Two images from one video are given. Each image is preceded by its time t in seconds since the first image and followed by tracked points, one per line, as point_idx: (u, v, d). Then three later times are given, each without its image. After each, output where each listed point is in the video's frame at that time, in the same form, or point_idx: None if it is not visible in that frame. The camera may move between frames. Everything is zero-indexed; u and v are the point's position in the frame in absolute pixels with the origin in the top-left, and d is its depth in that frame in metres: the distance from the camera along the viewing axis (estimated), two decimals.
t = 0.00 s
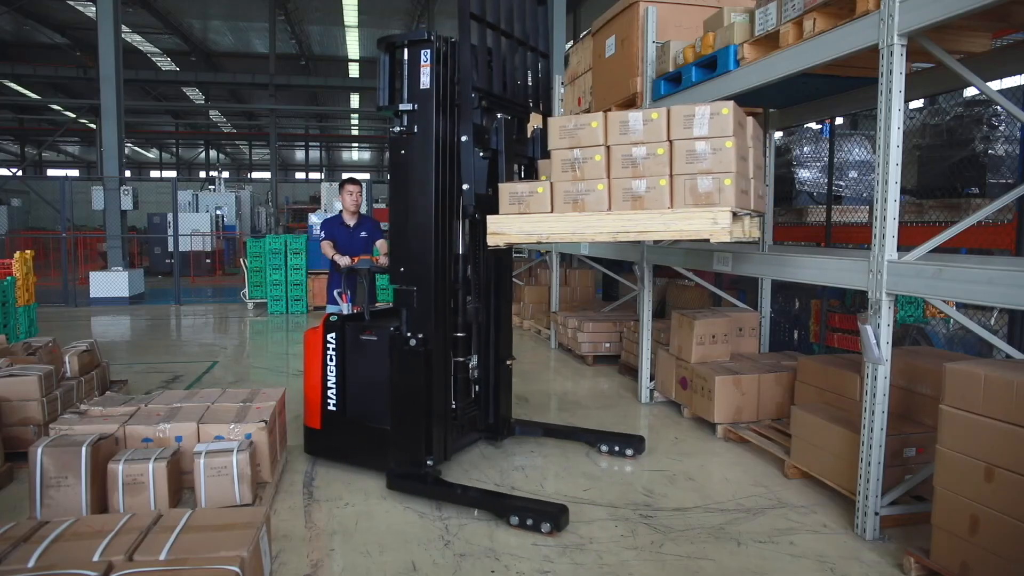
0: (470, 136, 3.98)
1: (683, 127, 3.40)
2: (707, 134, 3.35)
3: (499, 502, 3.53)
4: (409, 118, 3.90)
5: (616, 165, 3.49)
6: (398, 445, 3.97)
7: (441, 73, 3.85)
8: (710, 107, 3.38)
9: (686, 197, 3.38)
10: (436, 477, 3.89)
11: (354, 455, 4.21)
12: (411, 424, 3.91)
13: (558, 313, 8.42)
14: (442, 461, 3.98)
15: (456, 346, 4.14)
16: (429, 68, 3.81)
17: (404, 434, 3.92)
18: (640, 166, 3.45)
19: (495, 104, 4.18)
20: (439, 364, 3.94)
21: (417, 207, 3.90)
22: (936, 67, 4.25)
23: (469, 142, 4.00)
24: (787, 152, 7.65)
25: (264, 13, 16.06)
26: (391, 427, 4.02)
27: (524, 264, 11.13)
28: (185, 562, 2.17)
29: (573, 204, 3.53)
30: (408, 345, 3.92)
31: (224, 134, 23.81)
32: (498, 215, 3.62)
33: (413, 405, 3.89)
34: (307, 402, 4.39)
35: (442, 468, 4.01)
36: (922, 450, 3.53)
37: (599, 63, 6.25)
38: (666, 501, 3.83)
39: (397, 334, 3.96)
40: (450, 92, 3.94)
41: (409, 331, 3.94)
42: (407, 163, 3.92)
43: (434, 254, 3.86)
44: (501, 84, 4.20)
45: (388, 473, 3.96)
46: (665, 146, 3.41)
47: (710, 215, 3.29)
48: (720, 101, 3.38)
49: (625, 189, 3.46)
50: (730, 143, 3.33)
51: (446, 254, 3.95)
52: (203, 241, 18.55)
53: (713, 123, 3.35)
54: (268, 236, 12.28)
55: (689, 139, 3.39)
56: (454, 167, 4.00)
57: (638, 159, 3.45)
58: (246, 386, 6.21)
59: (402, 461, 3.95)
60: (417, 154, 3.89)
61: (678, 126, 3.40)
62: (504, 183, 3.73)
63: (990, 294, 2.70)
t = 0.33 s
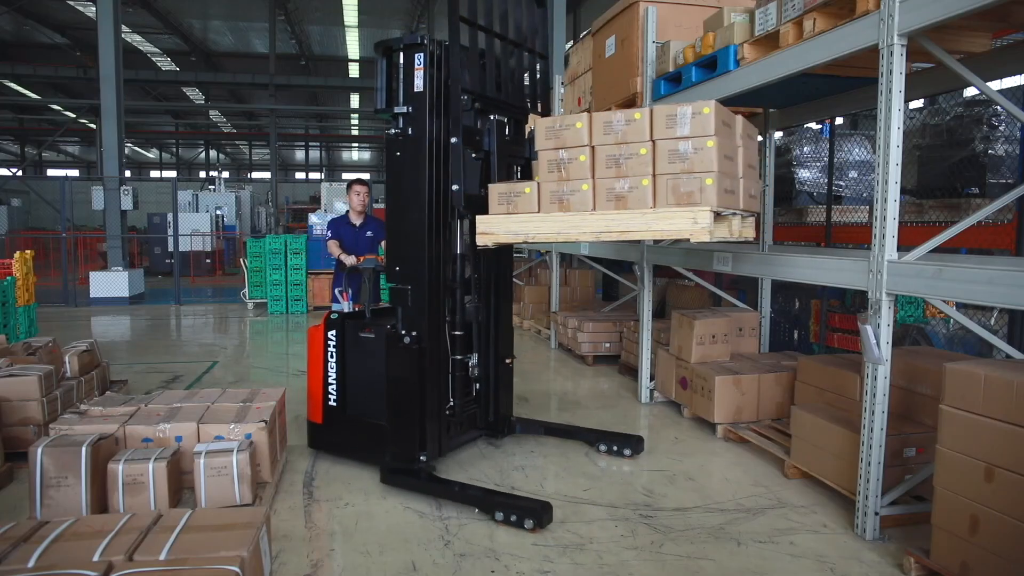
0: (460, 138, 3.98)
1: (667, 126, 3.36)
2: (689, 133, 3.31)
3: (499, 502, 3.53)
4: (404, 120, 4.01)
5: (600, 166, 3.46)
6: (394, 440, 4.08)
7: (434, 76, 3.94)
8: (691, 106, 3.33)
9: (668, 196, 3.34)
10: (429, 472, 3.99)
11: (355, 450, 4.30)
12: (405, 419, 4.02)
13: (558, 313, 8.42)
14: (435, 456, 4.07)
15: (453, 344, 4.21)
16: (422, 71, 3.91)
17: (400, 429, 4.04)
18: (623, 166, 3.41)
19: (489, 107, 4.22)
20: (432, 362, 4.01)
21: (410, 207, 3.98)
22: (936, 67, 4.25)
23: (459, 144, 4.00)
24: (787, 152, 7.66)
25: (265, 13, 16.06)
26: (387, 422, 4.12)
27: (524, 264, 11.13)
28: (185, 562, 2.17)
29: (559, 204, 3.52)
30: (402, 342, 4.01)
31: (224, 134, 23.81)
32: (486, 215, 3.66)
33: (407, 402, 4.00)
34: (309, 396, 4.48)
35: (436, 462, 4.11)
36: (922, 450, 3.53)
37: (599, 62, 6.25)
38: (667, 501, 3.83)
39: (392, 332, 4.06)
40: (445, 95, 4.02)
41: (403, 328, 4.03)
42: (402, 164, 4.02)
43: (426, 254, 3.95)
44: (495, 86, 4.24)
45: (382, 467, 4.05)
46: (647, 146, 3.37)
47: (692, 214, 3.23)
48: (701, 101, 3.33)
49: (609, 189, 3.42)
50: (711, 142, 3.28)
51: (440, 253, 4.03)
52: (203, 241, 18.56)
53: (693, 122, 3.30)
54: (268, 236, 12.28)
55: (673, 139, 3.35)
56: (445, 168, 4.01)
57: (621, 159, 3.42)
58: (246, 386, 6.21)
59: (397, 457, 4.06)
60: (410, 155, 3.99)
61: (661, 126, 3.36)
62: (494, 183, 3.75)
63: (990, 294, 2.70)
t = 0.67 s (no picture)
0: (449, 141, 4.03)
1: (648, 126, 3.30)
2: (668, 133, 3.25)
3: (498, 502, 3.53)
4: (399, 123, 4.05)
5: (583, 166, 3.44)
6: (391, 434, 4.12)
7: (428, 80, 3.98)
8: (671, 106, 3.27)
9: (648, 195, 3.28)
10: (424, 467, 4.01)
11: (356, 445, 4.36)
12: (400, 414, 4.07)
13: (558, 313, 8.42)
14: (430, 452, 4.10)
15: (450, 343, 4.24)
16: (416, 75, 3.95)
17: (395, 425, 4.10)
18: (606, 166, 3.38)
19: (483, 108, 4.26)
20: (426, 360, 4.05)
21: (406, 207, 4.02)
22: (936, 67, 4.25)
23: (449, 146, 4.05)
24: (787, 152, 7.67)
25: (265, 13, 16.06)
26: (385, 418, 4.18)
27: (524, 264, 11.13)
28: (185, 563, 2.17)
29: (545, 203, 3.53)
30: (398, 340, 4.06)
31: (224, 134, 23.82)
32: (475, 216, 3.72)
33: (402, 399, 4.06)
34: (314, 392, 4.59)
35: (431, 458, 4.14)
36: (922, 450, 3.53)
37: (599, 62, 6.25)
38: (666, 501, 3.83)
39: (388, 330, 4.12)
40: (441, 97, 4.02)
41: (399, 326, 4.08)
42: (398, 166, 4.07)
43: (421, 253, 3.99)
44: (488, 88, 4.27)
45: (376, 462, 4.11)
46: (629, 146, 3.32)
47: (671, 213, 3.16)
48: (682, 100, 3.27)
49: (592, 188, 3.39)
50: (691, 142, 3.20)
51: (435, 253, 4.07)
52: (203, 241, 18.57)
53: (673, 122, 3.25)
54: (268, 236, 12.28)
55: (654, 139, 3.29)
56: (440, 168, 4.05)
57: (604, 159, 3.38)
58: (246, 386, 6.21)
59: (393, 450, 4.11)
60: (406, 157, 4.04)
61: (642, 126, 3.31)
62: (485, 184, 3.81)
63: (990, 294, 2.70)
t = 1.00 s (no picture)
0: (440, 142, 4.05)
1: (630, 126, 3.27)
2: (645, 133, 3.23)
3: (498, 501, 3.53)
4: (395, 125, 4.13)
5: (566, 166, 3.43)
6: (388, 433, 4.18)
7: (423, 82, 4.03)
8: (651, 105, 3.22)
9: (627, 194, 3.26)
10: (417, 463, 4.08)
11: (360, 439, 4.44)
12: (394, 410, 4.13)
13: (558, 313, 8.42)
14: (424, 448, 4.16)
15: (450, 340, 4.30)
16: (410, 78, 4.03)
17: (390, 422, 4.16)
18: (588, 167, 3.36)
19: (477, 110, 4.28)
20: (419, 357, 4.11)
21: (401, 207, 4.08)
22: (936, 67, 4.26)
23: (439, 147, 4.07)
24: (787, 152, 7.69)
25: (265, 13, 16.04)
26: (381, 413, 4.25)
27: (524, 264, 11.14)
28: (185, 563, 2.17)
29: (530, 203, 3.55)
30: (392, 338, 4.12)
31: (224, 134, 23.82)
32: (466, 216, 3.80)
33: (396, 396, 4.12)
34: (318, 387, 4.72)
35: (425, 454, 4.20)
36: (922, 451, 3.53)
37: (599, 62, 6.24)
38: (667, 501, 3.83)
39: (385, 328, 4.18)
40: (436, 99, 4.07)
41: (394, 324, 4.14)
42: (394, 168, 4.13)
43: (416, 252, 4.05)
44: (482, 91, 4.28)
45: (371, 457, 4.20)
46: (610, 146, 3.30)
47: (649, 214, 3.15)
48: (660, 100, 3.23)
49: (575, 188, 3.39)
50: (669, 142, 3.17)
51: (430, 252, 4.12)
52: (203, 241, 18.57)
53: (651, 123, 3.21)
54: (268, 236, 12.28)
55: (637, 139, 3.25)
56: (431, 169, 4.08)
57: (586, 160, 3.37)
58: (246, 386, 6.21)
59: (389, 446, 4.18)
60: (401, 158, 4.11)
61: (623, 126, 3.28)
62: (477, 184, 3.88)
63: (990, 294, 2.70)
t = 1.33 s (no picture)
0: (431, 144, 4.10)
1: (609, 126, 3.27)
2: (623, 132, 3.21)
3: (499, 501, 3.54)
4: (391, 127, 4.18)
5: (550, 167, 3.46)
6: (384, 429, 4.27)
7: (417, 85, 4.05)
8: (629, 106, 3.20)
9: (605, 193, 3.26)
10: (411, 459, 4.13)
11: (362, 434, 4.53)
12: (389, 405, 4.22)
13: (558, 313, 8.42)
14: (419, 444, 4.22)
15: (448, 338, 4.37)
16: (405, 81, 4.04)
17: (386, 417, 4.24)
18: (570, 167, 3.38)
19: (470, 111, 4.31)
20: (413, 354, 4.17)
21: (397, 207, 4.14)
22: (936, 68, 4.26)
23: (431, 149, 4.11)
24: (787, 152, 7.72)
25: (265, 13, 16.03)
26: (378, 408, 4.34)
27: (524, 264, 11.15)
28: (185, 563, 2.16)
29: (516, 203, 3.60)
30: (388, 334, 4.21)
31: (224, 134, 23.83)
32: (455, 216, 3.87)
33: (392, 392, 4.20)
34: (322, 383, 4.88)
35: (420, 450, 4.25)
36: (922, 451, 3.53)
37: (599, 62, 6.25)
38: (667, 501, 3.83)
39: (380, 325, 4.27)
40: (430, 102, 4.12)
41: (390, 321, 4.23)
42: (390, 169, 4.20)
43: (411, 251, 4.12)
44: (475, 93, 4.31)
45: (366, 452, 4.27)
46: (590, 147, 3.30)
47: (626, 215, 3.12)
48: (638, 100, 3.19)
49: (558, 188, 3.41)
50: (647, 142, 3.13)
51: (426, 250, 4.19)
52: (203, 241, 18.57)
53: (629, 123, 3.19)
54: (268, 236, 12.29)
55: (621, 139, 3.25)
56: (424, 170, 4.12)
57: (569, 160, 3.39)
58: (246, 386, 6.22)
59: (384, 441, 4.26)
60: (396, 160, 4.16)
61: (602, 126, 3.29)
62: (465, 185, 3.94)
63: (990, 294, 2.70)
